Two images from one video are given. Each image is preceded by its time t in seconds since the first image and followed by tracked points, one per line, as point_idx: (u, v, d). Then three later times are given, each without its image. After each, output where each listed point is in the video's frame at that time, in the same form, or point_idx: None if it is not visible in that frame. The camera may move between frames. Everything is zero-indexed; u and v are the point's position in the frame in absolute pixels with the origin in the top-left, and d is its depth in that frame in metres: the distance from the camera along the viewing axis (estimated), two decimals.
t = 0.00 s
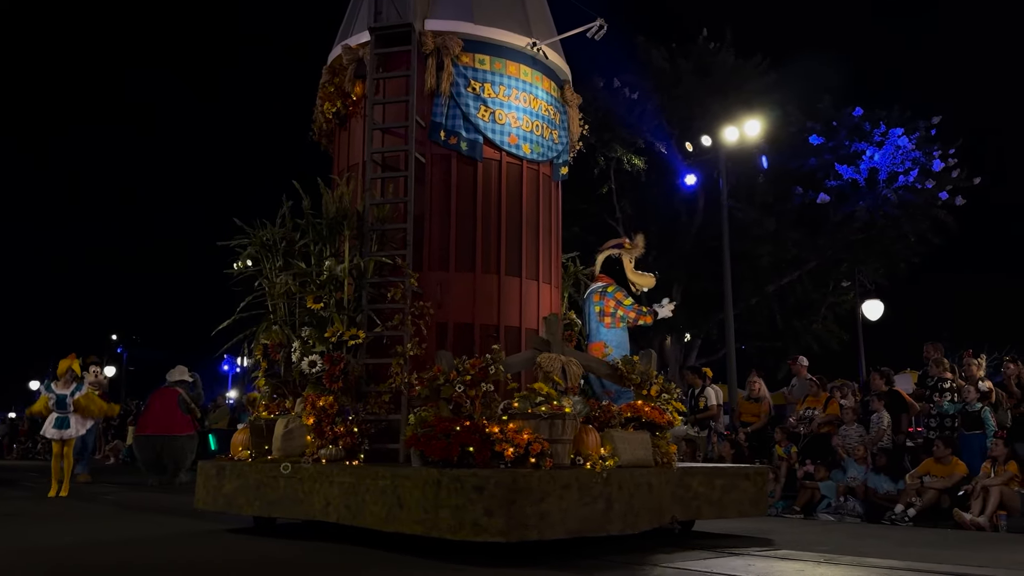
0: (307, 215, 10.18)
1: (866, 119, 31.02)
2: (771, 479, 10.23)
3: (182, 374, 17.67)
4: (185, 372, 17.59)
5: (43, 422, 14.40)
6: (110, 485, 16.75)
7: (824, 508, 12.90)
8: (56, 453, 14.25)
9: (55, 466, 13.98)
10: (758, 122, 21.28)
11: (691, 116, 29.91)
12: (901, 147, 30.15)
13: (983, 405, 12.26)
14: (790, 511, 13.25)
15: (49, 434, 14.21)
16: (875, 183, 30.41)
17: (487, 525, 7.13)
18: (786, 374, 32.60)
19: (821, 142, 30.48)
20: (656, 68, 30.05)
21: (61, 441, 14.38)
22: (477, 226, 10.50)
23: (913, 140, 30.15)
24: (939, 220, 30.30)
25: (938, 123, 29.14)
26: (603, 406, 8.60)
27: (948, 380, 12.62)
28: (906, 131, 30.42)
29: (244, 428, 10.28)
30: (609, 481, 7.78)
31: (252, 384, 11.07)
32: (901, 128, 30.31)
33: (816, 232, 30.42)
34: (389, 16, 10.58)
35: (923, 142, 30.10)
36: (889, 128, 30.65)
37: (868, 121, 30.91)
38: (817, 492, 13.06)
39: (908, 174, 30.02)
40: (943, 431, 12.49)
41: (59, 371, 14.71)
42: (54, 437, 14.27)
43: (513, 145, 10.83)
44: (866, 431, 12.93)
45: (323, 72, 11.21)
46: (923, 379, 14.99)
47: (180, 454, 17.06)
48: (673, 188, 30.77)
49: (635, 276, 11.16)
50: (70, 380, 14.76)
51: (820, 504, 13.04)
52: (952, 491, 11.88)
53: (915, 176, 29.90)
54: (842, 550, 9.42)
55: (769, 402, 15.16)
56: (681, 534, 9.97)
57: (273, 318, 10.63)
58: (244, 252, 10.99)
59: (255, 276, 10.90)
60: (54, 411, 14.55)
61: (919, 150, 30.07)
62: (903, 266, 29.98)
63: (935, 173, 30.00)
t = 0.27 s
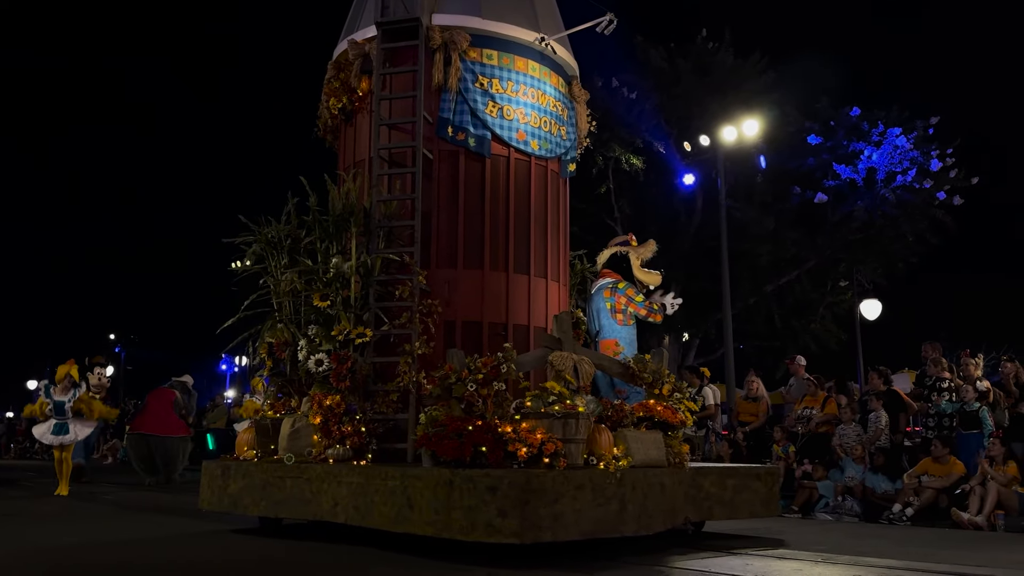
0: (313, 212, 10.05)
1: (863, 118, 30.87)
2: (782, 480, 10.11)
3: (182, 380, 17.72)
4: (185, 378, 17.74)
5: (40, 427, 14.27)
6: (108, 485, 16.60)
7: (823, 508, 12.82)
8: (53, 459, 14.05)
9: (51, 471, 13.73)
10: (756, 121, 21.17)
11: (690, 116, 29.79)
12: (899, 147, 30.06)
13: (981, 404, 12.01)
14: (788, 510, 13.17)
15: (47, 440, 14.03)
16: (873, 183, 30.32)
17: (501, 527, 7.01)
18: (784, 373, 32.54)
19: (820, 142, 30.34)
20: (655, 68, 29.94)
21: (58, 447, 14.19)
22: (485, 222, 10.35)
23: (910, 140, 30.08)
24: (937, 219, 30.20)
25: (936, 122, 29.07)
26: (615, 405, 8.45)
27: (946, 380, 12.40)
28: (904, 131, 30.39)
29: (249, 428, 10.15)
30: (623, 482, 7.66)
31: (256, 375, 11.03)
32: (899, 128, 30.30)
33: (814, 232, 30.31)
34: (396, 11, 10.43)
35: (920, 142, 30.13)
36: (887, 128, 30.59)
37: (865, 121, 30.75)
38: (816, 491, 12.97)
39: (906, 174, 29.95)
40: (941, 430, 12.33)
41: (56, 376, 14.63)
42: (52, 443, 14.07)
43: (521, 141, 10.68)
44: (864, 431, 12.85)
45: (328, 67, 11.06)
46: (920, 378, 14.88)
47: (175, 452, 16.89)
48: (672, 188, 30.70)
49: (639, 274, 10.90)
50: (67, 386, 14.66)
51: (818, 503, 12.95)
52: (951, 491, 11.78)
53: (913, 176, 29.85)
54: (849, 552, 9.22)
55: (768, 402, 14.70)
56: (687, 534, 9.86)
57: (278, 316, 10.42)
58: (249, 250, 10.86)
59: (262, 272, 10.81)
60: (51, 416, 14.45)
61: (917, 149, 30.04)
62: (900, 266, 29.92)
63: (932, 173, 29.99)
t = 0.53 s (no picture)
0: (322, 209, 9.95)
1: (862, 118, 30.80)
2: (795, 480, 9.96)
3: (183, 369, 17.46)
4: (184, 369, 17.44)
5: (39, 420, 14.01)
6: (108, 485, 16.45)
7: (823, 508, 12.66)
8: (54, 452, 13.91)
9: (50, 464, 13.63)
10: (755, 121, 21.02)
11: (689, 115, 29.64)
12: (899, 146, 29.83)
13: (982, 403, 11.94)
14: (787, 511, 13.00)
15: (49, 434, 13.86)
16: (873, 183, 30.15)
17: (516, 527, 6.89)
18: (784, 373, 32.44)
19: (819, 142, 30.23)
20: (655, 67, 29.84)
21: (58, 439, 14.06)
22: (496, 220, 10.21)
23: (910, 139, 29.84)
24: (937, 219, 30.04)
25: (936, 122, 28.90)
26: (629, 404, 8.30)
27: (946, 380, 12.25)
28: (905, 130, 30.26)
29: (257, 427, 10.02)
30: (639, 482, 7.53)
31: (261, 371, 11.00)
32: (899, 127, 30.15)
33: (814, 232, 30.14)
34: (404, 5, 10.29)
35: (920, 142, 29.88)
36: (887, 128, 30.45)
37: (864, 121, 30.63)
38: (815, 491, 12.80)
39: (906, 174, 29.74)
40: (941, 430, 12.10)
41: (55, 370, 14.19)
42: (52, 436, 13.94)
43: (531, 137, 10.52)
44: (864, 430, 12.72)
45: (336, 62, 10.93)
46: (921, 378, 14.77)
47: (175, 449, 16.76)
48: (672, 187, 30.62)
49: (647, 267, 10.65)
50: (67, 379, 14.28)
51: (818, 503, 12.78)
52: (950, 491, 11.65)
53: (913, 176, 29.63)
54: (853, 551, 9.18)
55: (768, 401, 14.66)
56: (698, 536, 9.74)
57: (286, 314, 10.39)
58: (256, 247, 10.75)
59: (269, 270, 10.72)
60: (51, 410, 14.09)
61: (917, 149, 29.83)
62: (900, 266, 29.78)
63: (932, 173, 29.79)
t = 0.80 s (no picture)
0: (333, 206, 9.85)
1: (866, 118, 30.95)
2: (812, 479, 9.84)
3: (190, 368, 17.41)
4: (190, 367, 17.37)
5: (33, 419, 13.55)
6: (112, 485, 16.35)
7: (826, 507, 12.71)
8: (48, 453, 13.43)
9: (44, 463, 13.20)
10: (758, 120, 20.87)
11: (692, 114, 29.42)
12: (902, 145, 30.01)
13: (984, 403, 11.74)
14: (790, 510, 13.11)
15: (44, 433, 13.40)
16: (877, 182, 30.10)
17: (534, 528, 6.76)
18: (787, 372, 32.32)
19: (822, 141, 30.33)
20: (657, 66, 29.72)
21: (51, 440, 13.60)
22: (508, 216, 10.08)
23: (914, 139, 30.07)
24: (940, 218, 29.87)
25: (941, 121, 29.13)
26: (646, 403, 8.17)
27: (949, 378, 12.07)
28: (907, 130, 30.50)
29: (266, 426, 9.89)
30: (657, 482, 7.40)
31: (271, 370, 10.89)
32: (902, 127, 30.43)
33: (817, 231, 29.95)
34: None
35: (924, 141, 30.10)
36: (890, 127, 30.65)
37: (868, 121, 30.81)
38: (818, 489, 12.90)
39: (909, 173, 29.92)
40: (944, 430, 11.97)
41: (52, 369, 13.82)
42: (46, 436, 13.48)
43: (544, 132, 10.39)
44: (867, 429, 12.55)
45: (347, 57, 10.82)
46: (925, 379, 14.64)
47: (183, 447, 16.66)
48: (674, 186, 30.49)
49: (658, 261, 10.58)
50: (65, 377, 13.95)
51: (821, 502, 12.87)
52: (953, 490, 11.50)
53: (916, 175, 29.79)
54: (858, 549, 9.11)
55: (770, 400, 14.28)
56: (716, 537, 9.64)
57: (296, 312, 10.28)
58: (266, 244, 10.65)
59: (279, 266, 10.60)
60: (47, 409, 13.65)
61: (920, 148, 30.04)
62: (903, 265, 29.60)
63: (935, 172, 29.98)
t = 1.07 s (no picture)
0: (345, 202, 9.75)
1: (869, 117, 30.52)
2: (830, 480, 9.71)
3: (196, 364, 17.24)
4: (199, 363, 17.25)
5: (30, 416, 13.37)
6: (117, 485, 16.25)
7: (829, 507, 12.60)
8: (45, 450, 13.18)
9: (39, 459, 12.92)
10: (762, 119, 20.67)
11: (696, 113, 29.04)
12: (905, 144, 29.65)
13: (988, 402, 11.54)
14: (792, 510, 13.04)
15: (40, 429, 13.18)
16: (879, 181, 29.68)
17: (552, 530, 6.65)
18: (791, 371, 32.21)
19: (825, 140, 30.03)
20: (661, 65, 29.52)
21: (49, 436, 13.35)
22: (522, 213, 9.95)
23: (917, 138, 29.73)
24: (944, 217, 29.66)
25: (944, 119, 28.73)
26: (663, 402, 8.08)
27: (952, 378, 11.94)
28: (911, 128, 30.11)
29: (277, 425, 9.77)
30: (677, 483, 7.28)
31: (283, 369, 10.80)
32: (905, 125, 29.96)
33: (820, 230, 29.62)
34: None
35: (926, 141, 29.86)
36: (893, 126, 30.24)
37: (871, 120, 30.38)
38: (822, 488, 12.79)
39: (912, 171, 29.44)
40: (947, 429, 11.86)
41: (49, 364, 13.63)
42: (42, 433, 13.25)
43: (557, 128, 10.24)
44: (871, 427, 12.41)
45: (357, 52, 10.70)
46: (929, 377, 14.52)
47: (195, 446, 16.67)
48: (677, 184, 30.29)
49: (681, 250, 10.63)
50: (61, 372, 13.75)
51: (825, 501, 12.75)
52: (957, 489, 11.36)
53: (919, 173, 29.36)
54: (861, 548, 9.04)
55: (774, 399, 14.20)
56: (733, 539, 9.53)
57: (306, 310, 10.20)
58: (275, 241, 10.54)
59: (288, 264, 10.49)
60: (45, 405, 13.44)
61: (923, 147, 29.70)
62: (907, 264, 29.41)
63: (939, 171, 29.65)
